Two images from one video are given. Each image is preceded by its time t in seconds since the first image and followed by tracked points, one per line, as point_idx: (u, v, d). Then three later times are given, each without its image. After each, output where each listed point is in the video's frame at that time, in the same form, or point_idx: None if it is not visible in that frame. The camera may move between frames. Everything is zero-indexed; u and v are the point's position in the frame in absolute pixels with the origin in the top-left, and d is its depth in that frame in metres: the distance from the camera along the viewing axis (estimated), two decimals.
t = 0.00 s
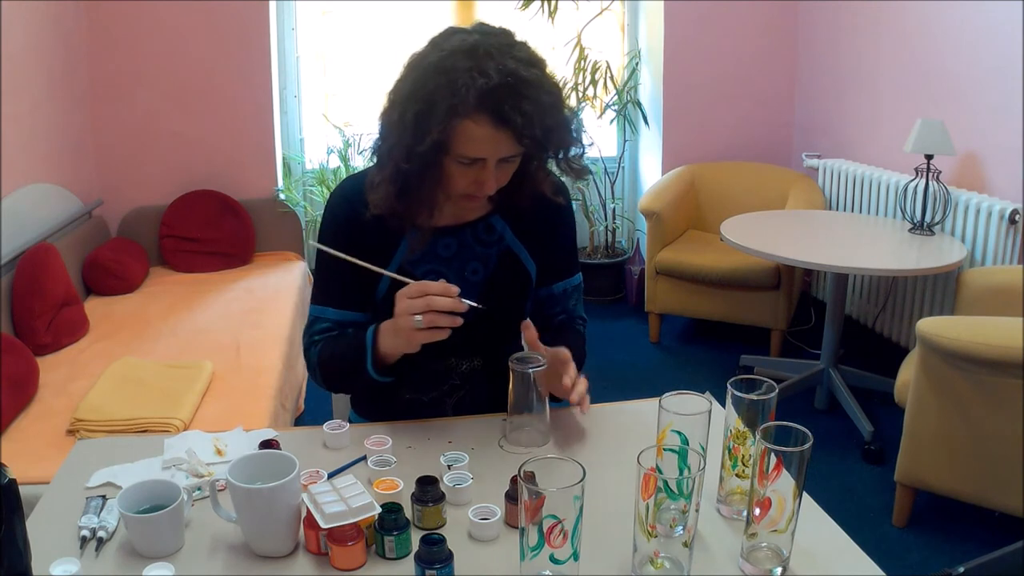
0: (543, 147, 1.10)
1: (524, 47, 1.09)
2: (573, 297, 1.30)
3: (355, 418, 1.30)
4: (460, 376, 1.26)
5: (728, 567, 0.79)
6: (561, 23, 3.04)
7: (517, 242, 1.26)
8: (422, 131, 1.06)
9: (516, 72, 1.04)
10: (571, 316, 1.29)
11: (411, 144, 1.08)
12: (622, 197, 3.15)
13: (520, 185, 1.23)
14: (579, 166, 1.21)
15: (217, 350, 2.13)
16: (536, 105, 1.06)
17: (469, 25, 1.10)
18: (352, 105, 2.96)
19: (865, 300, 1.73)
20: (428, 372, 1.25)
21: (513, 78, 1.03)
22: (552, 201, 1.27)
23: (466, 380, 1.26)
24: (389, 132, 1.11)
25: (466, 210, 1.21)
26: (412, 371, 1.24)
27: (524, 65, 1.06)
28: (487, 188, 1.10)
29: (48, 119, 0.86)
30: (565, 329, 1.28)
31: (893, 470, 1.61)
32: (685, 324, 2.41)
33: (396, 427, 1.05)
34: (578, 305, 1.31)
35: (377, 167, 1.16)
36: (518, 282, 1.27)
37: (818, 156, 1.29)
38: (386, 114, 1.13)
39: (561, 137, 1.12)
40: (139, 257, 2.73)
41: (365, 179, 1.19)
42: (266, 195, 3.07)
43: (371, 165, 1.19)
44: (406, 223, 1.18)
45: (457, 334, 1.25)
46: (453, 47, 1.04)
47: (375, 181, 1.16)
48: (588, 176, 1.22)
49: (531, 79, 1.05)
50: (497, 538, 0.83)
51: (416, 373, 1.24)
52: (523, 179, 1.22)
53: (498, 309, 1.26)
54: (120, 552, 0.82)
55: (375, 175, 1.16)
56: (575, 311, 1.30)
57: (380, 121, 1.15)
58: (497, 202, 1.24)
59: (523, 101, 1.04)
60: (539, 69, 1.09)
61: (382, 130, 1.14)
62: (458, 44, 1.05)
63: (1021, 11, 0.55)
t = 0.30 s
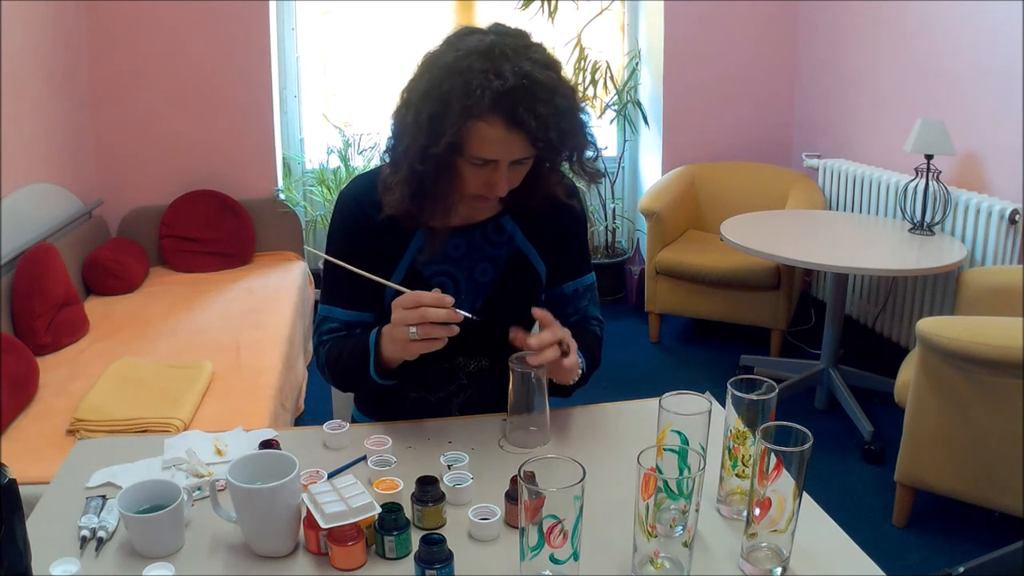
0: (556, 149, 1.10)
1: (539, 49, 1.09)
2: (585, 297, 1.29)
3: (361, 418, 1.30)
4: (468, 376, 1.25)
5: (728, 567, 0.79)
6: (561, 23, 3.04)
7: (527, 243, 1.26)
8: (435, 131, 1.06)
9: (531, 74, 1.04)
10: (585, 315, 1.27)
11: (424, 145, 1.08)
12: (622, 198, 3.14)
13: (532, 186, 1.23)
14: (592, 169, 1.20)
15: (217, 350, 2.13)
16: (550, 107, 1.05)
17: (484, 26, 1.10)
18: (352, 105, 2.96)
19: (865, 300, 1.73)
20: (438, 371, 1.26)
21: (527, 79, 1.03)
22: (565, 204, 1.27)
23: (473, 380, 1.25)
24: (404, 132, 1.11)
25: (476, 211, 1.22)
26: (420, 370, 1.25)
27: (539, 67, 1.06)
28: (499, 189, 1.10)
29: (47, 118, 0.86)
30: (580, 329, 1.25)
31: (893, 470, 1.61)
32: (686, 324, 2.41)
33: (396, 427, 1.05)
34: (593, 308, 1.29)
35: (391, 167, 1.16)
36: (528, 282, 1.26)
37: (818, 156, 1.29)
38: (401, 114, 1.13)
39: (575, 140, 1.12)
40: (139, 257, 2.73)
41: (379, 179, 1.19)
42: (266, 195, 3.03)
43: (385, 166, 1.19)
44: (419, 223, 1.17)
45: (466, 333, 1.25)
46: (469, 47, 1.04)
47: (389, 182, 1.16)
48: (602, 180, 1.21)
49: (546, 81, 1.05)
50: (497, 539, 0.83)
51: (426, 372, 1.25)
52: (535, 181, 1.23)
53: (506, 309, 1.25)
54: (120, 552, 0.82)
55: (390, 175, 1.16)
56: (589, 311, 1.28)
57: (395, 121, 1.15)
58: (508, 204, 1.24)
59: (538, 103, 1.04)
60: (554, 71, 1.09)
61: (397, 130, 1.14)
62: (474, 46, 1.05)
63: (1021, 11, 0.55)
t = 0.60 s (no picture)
0: (557, 152, 1.10)
1: (542, 51, 1.08)
2: (584, 299, 1.28)
3: (361, 417, 1.30)
4: (467, 376, 1.25)
5: (728, 567, 0.79)
6: (561, 23, 3.03)
7: (528, 244, 1.26)
8: (437, 132, 1.06)
9: (533, 76, 1.04)
10: (583, 318, 1.27)
11: (426, 145, 1.08)
12: (622, 198, 3.13)
13: (533, 187, 1.23)
14: (593, 171, 1.20)
15: (217, 350, 2.13)
16: (552, 110, 1.06)
17: (487, 28, 1.10)
18: (351, 105, 2.96)
19: (865, 300, 1.73)
20: (437, 372, 1.25)
21: (529, 81, 1.03)
22: (566, 205, 1.27)
23: (473, 380, 1.25)
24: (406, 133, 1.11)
25: (477, 211, 1.22)
26: (419, 370, 1.24)
27: (541, 69, 1.06)
28: (499, 190, 1.10)
29: (47, 118, 0.86)
30: (578, 331, 1.25)
31: (893, 470, 1.61)
32: (685, 324, 2.40)
33: (396, 427, 1.05)
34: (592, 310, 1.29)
35: (392, 167, 1.17)
36: (527, 282, 1.27)
37: (818, 156, 1.29)
38: (403, 114, 1.13)
39: (576, 142, 1.12)
40: (139, 257, 2.73)
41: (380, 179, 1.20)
42: (266, 195, 3.01)
43: (386, 166, 1.19)
44: (420, 223, 1.17)
45: (466, 333, 1.25)
46: (471, 49, 1.04)
47: (391, 182, 1.16)
48: (604, 182, 1.21)
49: (548, 84, 1.05)
50: (497, 538, 0.83)
51: (426, 372, 1.25)
52: (536, 182, 1.23)
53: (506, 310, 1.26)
54: (120, 552, 0.82)
55: (390, 175, 1.17)
56: (588, 314, 1.28)
57: (397, 121, 1.15)
58: (508, 205, 1.24)
59: (540, 105, 1.04)
60: (556, 73, 1.09)
61: (399, 130, 1.14)
62: (477, 47, 1.05)
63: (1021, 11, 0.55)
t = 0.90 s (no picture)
0: (555, 152, 1.10)
1: (541, 51, 1.08)
2: (581, 301, 1.28)
3: (359, 416, 1.31)
4: (466, 377, 1.25)
5: (728, 567, 0.79)
6: (561, 23, 3.03)
7: (527, 244, 1.26)
8: (435, 133, 1.06)
9: (532, 76, 1.04)
10: (579, 320, 1.27)
11: (424, 146, 1.08)
12: (622, 198, 3.13)
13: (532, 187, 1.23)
14: (591, 171, 1.20)
15: (217, 350, 2.13)
16: (550, 111, 1.06)
17: (486, 28, 1.10)
18: (351, 105, 2.96)
19: (865, 300, 1.73)
20: (437, 372, 1.25)
21: (528, 82, 1.03)
22: (565, 206, 1.27)
23: (472, 381, 1.25)
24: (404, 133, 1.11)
25: (476, 211, 1.22)
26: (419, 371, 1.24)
27: (540, 69, 1.06)
28: (498, 190, 1.10)
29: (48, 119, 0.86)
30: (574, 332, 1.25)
31: (893, 470, 1.61)
32: (686, 324, 2.41)
33: (396, 426, 1.06)
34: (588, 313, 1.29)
35: (391, 168, 1.17)
36: (527, 283, 1.27)
37: (818, 156, 1.29)
38: (402, 114, 1.13)
39: (575, 142, 1.12)
40: (139, 257, 2.73)
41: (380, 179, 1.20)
42: (265, 195, 3.01)
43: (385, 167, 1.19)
44: (419, 223, 1.17)
45: (465, 333, 1.25)
46: (469, 50, 1.04)
47: (390, 183, 1.16)
48: (602, 182, 1.21)
49: (546, 84, 1.05)
50: (497, 538, 0.83)
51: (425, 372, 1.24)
52: (534, 183, 1.23)
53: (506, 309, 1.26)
54: (121, 551, 0.82)
55: (389, 176, 1.16)
56: (585, 316, 1.28)
57: (396, 122, 1.15)
58: (506, 204, 1.24)
59: (539, 106, 1.04)
60: (555, 74, 1.09)
61: (398, 131, 1.14)
62: (476, 48, 1.05)
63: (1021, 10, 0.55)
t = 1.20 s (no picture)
0: (555, 152, 1.10)
1: (540, 52, 1.08)
2: (579, 300, 1.28)
3: (360, 416, 1.31)
4: (466, 376, 1.25)
5: (728, 567, 0.79)
6: (561, 23, 3.03)
7: (527, 244, 1.26)
8: (435, 134, 1.06)
9: (531, 77, 1.04)
10: (577, 319, 1.27)
11: (424, 147, 1.08)
12: (622, 197, 3.13)
13: (532, 187, 1.23)
14: (591, 171, 1.20)
15: (217, 350, 2.13)
16: (550, 112, 1.06)
17: (485, 28, 1.10)
18: (351, 105, 2.96)
19: (865, 300, 1.73)
20: (436, 372, 1.25)
21: (528, 83, 1.03)
22: (564, 206, 1.27)
23: (472, 380, 1.25)
24: (404, 134, 1.11)
25: (475, 210, 1.22)
26: (419, 371, 1.23)
27: (539, 70, 1.06)
28: (497, 190, 1.10)
29: (49, 119, 0.86)
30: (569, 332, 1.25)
31: (893, 470, 1.61)
32: (686, 325, 2.41)
33: (396, 426, 1.06)
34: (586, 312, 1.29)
35: (390, 168, 1.17)
36: (527, 283, 1.27)
37: (818, 156, 1.29)
38: (401, 115, 1.13)
39: (574, 142, 1.12)
40: (139, 257, 2.73)
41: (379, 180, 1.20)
42: (265, 195, 3.01)
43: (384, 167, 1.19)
44: (418, 223, 1.17)
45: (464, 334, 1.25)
46: (469, 51, 1.04)
47: (389, 183, 1.16)
48: (601, 182, 1.21)
49: (545, 85, 1.05)
50: (497, 539, 0.83)
51: (425, 373, 1.24)
52: (534, 184, 1.23)
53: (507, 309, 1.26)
54: (121, 551, 0.82)
55: (388, 176, 1.17)
56: (582, 316, 1.28)
57: (395, 122, 1.15)
58: (505, 204, 1.24)
59: (538, 107, 1.04)
60: (554, 75, 1.09)
61: (397, 131, 1.14)
62: (475, 49, 1.05)
63: (1021, 10, 0.55)
